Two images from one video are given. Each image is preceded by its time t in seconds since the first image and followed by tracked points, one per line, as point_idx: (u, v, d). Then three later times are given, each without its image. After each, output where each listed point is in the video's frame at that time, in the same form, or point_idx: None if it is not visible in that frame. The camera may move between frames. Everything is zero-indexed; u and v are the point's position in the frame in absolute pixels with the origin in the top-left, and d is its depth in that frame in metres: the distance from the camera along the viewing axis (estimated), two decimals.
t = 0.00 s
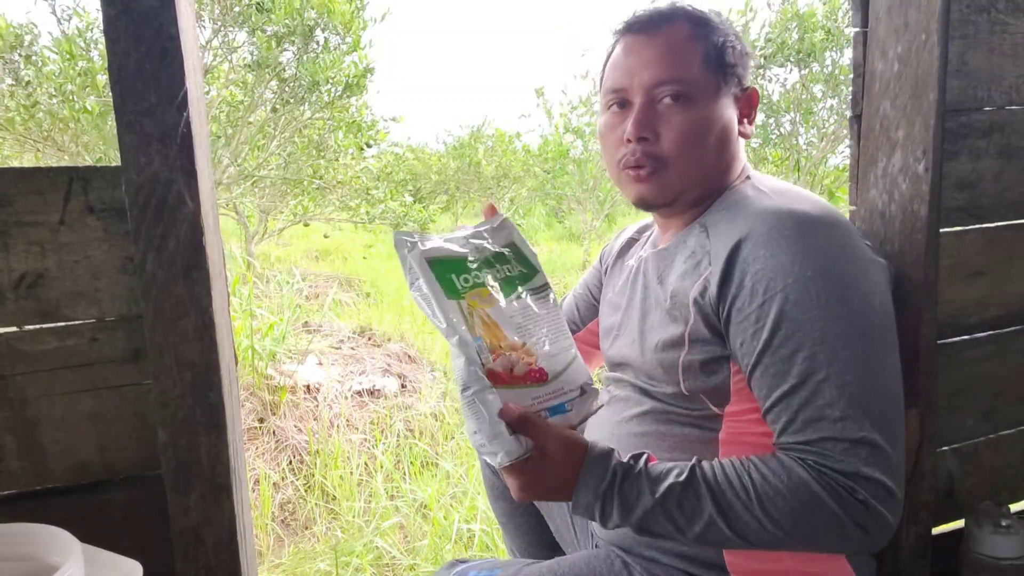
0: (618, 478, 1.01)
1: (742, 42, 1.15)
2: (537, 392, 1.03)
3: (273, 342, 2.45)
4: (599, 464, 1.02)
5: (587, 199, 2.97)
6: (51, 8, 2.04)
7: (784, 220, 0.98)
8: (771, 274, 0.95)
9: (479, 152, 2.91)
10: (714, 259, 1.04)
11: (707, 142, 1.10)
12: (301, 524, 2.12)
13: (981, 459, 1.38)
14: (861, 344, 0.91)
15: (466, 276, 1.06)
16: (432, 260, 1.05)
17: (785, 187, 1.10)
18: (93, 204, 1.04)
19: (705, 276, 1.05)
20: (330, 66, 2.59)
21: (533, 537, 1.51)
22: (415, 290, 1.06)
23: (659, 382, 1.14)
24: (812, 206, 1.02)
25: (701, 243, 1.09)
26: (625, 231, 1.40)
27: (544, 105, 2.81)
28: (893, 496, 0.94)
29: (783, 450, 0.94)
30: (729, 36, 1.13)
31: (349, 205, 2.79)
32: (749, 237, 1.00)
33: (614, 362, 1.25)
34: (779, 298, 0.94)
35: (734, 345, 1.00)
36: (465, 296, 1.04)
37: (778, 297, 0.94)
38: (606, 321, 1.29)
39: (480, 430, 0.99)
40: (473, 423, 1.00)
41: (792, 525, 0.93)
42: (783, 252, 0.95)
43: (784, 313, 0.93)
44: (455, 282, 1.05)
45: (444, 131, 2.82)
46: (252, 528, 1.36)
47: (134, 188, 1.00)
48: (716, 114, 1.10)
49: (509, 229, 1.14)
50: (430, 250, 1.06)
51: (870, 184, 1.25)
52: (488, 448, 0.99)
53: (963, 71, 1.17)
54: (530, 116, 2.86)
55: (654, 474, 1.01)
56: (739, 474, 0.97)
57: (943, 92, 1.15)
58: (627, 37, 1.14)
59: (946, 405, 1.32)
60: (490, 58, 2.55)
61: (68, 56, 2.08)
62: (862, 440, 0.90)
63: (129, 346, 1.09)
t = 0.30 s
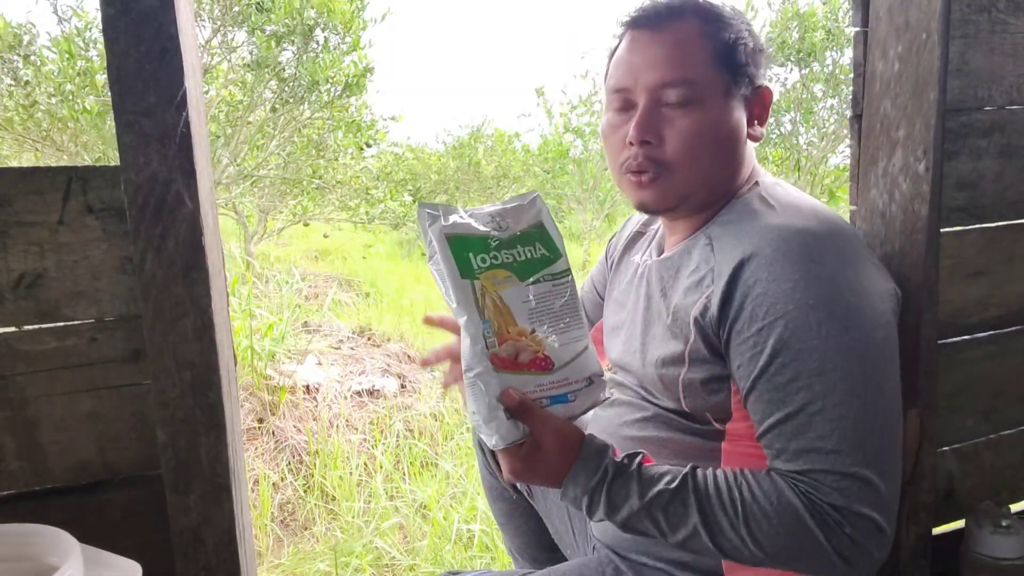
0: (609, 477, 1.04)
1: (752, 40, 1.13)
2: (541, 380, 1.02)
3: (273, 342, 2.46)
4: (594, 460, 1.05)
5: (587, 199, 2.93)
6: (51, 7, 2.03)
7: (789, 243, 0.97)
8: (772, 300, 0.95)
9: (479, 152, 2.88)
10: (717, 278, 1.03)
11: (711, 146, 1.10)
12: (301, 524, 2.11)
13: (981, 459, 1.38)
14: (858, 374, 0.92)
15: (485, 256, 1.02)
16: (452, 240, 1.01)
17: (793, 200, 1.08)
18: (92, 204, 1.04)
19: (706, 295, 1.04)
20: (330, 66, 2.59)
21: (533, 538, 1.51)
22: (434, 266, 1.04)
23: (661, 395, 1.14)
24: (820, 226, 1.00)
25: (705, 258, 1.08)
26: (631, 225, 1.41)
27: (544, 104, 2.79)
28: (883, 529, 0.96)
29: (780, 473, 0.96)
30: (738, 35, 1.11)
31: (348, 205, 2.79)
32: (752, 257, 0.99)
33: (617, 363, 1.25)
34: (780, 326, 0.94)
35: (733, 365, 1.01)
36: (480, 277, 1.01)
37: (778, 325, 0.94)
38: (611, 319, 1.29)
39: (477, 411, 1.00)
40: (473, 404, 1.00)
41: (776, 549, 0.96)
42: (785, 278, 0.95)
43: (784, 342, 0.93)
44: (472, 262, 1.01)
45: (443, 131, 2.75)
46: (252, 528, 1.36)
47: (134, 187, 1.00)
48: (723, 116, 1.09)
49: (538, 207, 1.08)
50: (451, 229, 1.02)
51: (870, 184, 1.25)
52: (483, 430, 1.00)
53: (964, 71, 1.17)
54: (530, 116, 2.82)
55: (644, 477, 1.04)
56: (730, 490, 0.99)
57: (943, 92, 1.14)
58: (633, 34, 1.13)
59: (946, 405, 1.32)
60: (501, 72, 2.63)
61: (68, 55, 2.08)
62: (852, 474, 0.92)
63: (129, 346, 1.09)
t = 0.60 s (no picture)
0: (570, 472, 1.09)
1: (734, 43, 1.09)
2: (496, 383, 1.08)
3: (273, 343, 2.46)
4: (553, 457, 1.10)
5: (588, 199, 3.01)
6: (51, 7, 2.03)
7: (792, 249, 0.97)
8: (766, 305, 0.96)
9: (479, 151, 2.94)
10: (719, 280, 1.03)
11: (676, 158, 1.10)
12: (301, 524, 2.11)
13: (981, 459, 1.38)
14: (845, 384, 0.94)
15: (437, 269, 1.08)
16: (406, 253, 1.07)
17: (799, 204, 1.06)
18: (92, 204, 1.04)
19: (705, 299, 1.04)
20: (330, 66, 2.59)
21: (533, 538, 1.51)
22: (387, 280, 1.08)
23: (661, 398, 1.14)
24: (824, 233, 1.00)
25: (708, 261, 1.07)
26: (630, 228, 1.40)
27: (544, 104, 2.79)
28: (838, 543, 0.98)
29: (742, 478, 0.99)
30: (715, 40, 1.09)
31: (348, 205, 2.78)
32: (753, 260, 0.99)
33: (618, 367, 1.25)
34: (772, 330, 0.95)
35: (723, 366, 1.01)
36: (436, 287, 1.07)
37: (769, 329, 0.95)
38: (613, 321, 1.29)
39: (441, 412, 1.05)
40: (436, 405, 1.05)
41: (729, 553, 0.99)
42: (782, 285, 0.96)
43: (772, 346, 0.95)
44: (427, 274, 1.07)
45: (444, 131, 2.79)
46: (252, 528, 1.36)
47: (134, 187, 1.00)
48: (687, 128, 1.09)
49: (477, 233, 1.18)
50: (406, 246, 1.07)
51: (870, 184, 1.25)
52: (450, 430, 1.05)
53: (964, 71, 1.17)
54: (530, 115, 2.85)
55: (606, 475, 1.08)
56: (688, 491, 1.03)
57: (944, 92, 1.14)
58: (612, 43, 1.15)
59: (946, 405, 1.31)
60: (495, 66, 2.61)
61: (68, 55, 2.07)
62: (816, 485, 0.94)
63: (129, 346, 1.09)
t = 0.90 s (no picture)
0: (559, 457, 1.10)
1: (721, 39, 1.10)
2: (467, 376, 1.12)
3: (273, 343, 2.46)
4: (538, 441, 1.12)
5: (588, 199, 2.99)
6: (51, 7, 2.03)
7: (793, 249, 0.97)
8: (764, 303, 0.96)
9: (479, 152, 2.95)
10: (719, 279, 1.04)
11: (666, 154, 1.11)
12: (301, 524, 2.11)
13: (981, 459, 1.38)
14: (841, 385, 0.93)
15: (392, 283, 1.13)
16: (360, 271, 1.13)
17: (804, 205, 1.06)
18: (93, 204, 1.04)
19: (707, 297, 1.04)
20: (330, 66, 2.59)
21: (533, 538, 1.51)
22: (347, 299, 1.12)
23: (662, 398, 1.14)
24: (826, 235, 1.00)
25: (710, 261, 1.07)
26: (631, 228, 1.40)
27: (544, 104, 2.79)
28: (825, 547, 0.97)
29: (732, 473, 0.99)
30: (702, 38, 1.09)
31: (348, 205, 2.79)
32: (754, 259, 1.00)
33: (619, 367, 1.24)
34: (768, 327, 0.95)
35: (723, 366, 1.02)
36: (395, 298, 1.11)
37: (766, 327, 0.96)
38: (614, 322, 1.29)
39: (424, 408, 1.06)
40: (416, 402, 1.07)
41: (713, 546, 0.99)
42: (780, 284, 0.96)
43: (767, 342, 0.95)
44: (385, 287, 1.12)
45: (444, 131, 2.80)
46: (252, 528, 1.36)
47: (134, 187, 1.00)
48: (673, 124, 1.09)
49: (416, 252, 1.27)
50: (356, 267, 1.13)
51: (871, 184, 1.25)
52: (436, 422, 1.07)
53: (964, 70, 1.17)
54: (530, 115, 2.85)
55: (594, 462, 1.09)
56: (675, 482, 1.03)
57: (944, 92, 1.14)
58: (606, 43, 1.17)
59: (946, 405, 1.31)
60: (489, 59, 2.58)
61: (68, 55, 2.07)
62: (802, 483, 0.94)
63: (129, 346, 1.09)
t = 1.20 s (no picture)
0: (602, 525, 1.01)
1: (716, 37, 1.10)
2: (455, 366, 1.21)
3: (273, 343, 2.46)
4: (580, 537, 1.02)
5: (588, 199, 3.08)
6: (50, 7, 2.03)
7: (807, 249, 0.97)
8: (789, 305, 0.95)
9: (479, 152, 3.02)
10: (731, 280, 1.03)
11: (663, 152, 1.11)
12: (301, 524, 2.11)
13: (981, 459, 1.38)
14: (875, 381, 0.92)
15: (386, 269, 1.21)
16: (355, 255, 1.20)
17: (806, 203, 1.07)
18: (93, 204, 1.04)
19: (719, 300, 1.04)
20: (330, 66, 2.58)
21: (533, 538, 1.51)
22: (339, 282, 1.18)
23: (667, 399, 1.14)
24: (834, 232, 1.00)
25: (717, 261, 1.07)
26: (631, 229, 1.40)
27: (544, 104, 2.93)
28: (891, 539, 0.94)
29: (781, 484, 0.96)
30: (697, 36, 1.10)
31: (348, 205, 2.76)
32: (770, 261, 0.99)
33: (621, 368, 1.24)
34: (797, 329, 0.94)
35: (744, 371, 1.01)
36: (388, 284, 1.19)
37: (794, 331, 0.94)
38: (615, 323, 1.29)
39: (407, 397, 1.16)
40: (399, 391, 1.16)
41: (788, 564, 0.94)
42: (802, 284, 0.95)
43: (800, 345, 0.93)
44: (379, 273, 1.20)
45: (444, 130, 2.92)
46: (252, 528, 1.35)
47: (134, 187, 1.00)
48: (669, 121, 1.10)
49: (414, 238, 1.33)
50: (354, 250, 1.20)
51: (870, 184, 1.25)
52: (416, 412, 1.16)
53: (964, 70, 1.17)
54: (530, 115, 2.97)
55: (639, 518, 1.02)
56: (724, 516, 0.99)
57: (944, 92, 1.14)
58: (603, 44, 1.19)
59: (946, 405, 1.31)
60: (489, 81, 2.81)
61: (68, 55, 2.07)
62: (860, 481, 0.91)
63: (129, 346, 1.09)
